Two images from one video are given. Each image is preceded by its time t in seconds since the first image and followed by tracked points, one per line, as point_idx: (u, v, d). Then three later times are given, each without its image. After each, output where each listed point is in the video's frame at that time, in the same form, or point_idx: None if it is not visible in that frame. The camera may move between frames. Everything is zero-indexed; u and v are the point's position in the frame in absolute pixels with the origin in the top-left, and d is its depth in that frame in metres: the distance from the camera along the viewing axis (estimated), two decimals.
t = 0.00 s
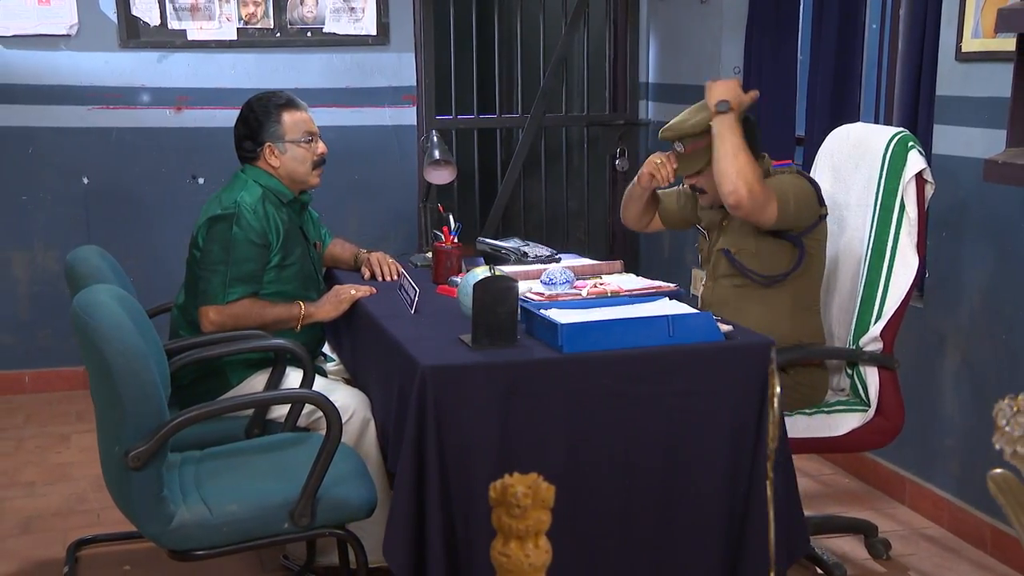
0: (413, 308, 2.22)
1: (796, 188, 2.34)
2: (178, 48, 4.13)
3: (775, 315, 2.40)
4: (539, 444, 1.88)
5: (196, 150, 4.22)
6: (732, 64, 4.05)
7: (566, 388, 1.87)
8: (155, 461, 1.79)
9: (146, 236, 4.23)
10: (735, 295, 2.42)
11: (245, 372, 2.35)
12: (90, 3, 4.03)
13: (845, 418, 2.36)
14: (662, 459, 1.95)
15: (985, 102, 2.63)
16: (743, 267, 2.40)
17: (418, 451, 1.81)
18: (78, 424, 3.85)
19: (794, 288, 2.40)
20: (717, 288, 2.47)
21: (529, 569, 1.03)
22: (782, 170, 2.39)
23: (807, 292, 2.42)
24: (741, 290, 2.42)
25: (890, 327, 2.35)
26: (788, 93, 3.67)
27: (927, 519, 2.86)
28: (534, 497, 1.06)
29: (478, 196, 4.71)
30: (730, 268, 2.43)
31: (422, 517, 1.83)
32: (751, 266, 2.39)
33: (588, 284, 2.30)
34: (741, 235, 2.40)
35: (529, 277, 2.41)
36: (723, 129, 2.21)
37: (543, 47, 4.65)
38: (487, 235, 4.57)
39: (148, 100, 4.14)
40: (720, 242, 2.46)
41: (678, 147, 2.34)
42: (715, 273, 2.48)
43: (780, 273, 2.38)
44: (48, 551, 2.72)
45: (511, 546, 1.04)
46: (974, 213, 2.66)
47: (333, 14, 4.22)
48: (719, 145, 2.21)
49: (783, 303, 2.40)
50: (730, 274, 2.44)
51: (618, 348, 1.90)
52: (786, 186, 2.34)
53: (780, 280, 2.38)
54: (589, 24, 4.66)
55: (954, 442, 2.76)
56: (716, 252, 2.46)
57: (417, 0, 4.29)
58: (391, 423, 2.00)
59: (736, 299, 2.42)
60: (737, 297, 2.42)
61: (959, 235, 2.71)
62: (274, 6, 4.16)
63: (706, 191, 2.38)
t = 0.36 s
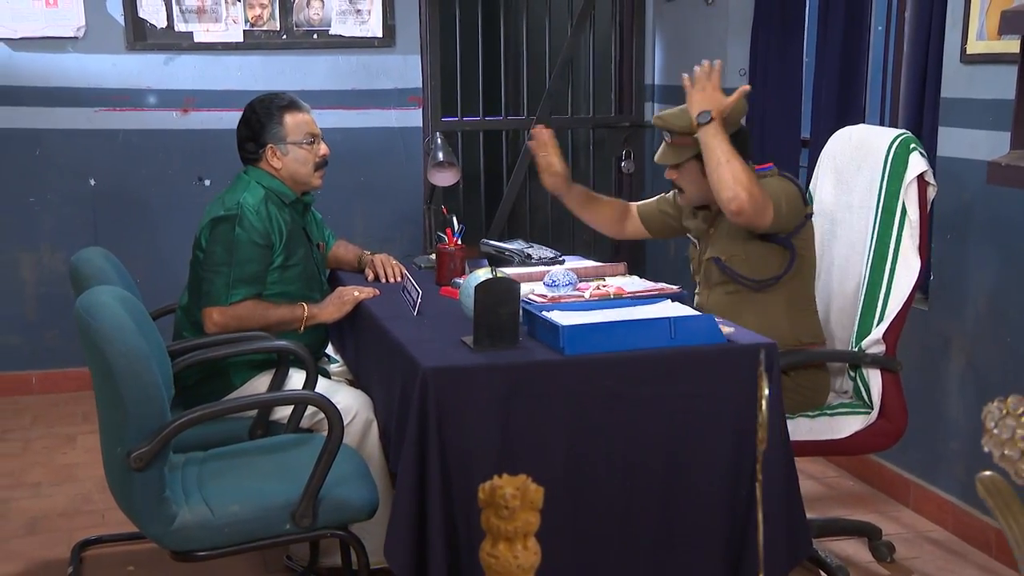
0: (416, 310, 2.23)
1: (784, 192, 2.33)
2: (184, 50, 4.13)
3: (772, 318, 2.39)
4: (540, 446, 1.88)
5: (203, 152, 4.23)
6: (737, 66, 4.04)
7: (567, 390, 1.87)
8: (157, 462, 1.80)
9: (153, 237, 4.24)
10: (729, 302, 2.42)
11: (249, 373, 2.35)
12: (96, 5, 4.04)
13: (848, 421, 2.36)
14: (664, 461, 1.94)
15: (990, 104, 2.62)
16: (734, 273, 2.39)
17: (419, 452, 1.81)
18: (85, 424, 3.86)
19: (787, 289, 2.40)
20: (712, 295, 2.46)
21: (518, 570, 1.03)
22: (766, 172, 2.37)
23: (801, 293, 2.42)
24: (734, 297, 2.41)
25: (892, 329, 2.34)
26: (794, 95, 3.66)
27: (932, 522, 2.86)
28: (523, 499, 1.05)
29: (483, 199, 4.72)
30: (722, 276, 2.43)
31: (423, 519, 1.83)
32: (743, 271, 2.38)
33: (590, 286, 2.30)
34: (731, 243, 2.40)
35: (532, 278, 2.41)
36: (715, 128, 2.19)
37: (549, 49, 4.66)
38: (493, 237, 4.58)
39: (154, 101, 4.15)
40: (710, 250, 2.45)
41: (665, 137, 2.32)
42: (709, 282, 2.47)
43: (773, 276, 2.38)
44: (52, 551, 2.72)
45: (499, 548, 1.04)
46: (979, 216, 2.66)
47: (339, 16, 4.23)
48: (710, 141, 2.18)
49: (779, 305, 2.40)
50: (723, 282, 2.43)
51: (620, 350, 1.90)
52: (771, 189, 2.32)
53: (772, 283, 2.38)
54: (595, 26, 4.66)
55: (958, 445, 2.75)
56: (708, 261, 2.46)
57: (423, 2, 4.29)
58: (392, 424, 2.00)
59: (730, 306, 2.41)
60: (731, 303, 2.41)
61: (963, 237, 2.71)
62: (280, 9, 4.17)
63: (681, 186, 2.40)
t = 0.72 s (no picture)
0: (417, 316, 2.23)
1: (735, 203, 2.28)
2: (190, 57, 4.14)
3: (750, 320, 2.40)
4: (540, 452, 1.88)
5: (209, 159, 4.24)
6: (742, 72, 4.03)
7: (568, 396, 1.87)
8: (157, 468, 1.81)
9: (159, 243, 4.25)
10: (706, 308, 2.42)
11: (251, 379, 2.36)
12: (102, 12, 4.04)
13: (853, 425, 2.36)
14: (665, 467, 1.94)
15: (993, 111, 2.62)
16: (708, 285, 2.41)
17: (419, 459, 1.81)
18: (90, 430, 3.87)
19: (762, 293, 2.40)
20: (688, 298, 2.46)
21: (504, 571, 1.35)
22: (707, 182, 2.35)
23: (777, 289, 2.42)
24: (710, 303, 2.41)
25: (899, 336, 2.35)
26: (798, 101, 3.66)
27: (936, 529, 2.85)
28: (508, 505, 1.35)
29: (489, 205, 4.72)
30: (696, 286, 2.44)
31: (424, 525, 1.83)
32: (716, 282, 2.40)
33: (592, 292, 2.30)
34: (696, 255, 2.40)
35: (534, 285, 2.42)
36: (678, 257, 2.14)
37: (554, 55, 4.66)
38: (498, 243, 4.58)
39: (160, 108, 4.17)
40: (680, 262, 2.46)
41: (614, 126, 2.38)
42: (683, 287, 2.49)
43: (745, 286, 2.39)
44: (56, 557, 2.73)
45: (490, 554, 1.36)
46: (982, 222, 2.65)
47: (344, 23, 4.24)
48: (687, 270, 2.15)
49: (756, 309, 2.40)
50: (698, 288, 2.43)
51: (621, 356, 1.90)
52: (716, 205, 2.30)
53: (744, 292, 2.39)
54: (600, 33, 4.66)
55: (962, 452, 2.75)
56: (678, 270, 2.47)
57: (429, 9, 4.30)
58: (394, 430, 2.00)
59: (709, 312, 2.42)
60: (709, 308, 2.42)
61: (966, 244, 2.70)
62: (286, 16, 4.18)
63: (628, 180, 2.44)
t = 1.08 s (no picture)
0: (425, 341, 2.24)
1: (719, 156, 2.31)
2: (202, 83, 4.17)
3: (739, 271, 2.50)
4: (546, 478, 1.88)
5: (221, 184, 4.26)
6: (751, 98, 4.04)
7: (573, 422, 1.87)
8: (162, 493, 1.81)
9: (171, 268, 4.26)
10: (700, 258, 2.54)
11: (258, 404, 2.36)
12: (116, 39, 4.08)
13: (887, 446, 2.35)
14: (672, 494, 1.94)
15: (999, 137, 2.64)
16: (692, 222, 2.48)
17: (424, 484, 1.81)
18: (100, 454, 3.88)
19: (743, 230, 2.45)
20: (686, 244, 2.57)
21: None
22: (688, 138, 2.37)
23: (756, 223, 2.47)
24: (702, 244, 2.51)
25: (948, 356, 2.32)
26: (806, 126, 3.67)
27: (947, 557, 2.83)
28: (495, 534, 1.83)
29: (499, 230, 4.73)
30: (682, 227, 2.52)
31: (429, 551, 1.82)
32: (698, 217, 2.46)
33: (599, 318, 2.30)
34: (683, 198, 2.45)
35: (541, 309, 2.42)
36: (710, 249, 2.12)
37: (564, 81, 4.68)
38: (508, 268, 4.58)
39: (172, 133, 4.19)
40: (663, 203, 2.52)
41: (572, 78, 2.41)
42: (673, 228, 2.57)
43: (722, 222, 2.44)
44: None
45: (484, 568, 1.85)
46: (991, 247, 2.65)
47: (355, 49, 4.26)
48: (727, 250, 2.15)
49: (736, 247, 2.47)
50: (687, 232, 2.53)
51: (626, 382, 1.90)
52: (700, 163, 2.33)
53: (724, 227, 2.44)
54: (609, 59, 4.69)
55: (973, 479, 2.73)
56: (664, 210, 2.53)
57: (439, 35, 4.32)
58: (400, 456, 2.00)
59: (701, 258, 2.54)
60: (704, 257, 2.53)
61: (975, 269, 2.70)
62: (297, 42, 4.20)
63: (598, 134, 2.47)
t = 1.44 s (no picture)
0: (428, 369, 2.24)
1: (742, 121, 2.39)
2: (210, 111, 4.20)
3: (745, 245, 2.54)
4: (548, 508, 1.88)
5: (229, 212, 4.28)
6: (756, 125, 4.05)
7: (575, 450, 1.87)
8: (165, 522, 1.84)
9: (178, 295, 4.28)
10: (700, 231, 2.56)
11: (262, 431, 2.36)
12: (126, 68, 4.11)
13: (924, 465, 2.39)
14: (675, 523, 1.93)
15: (1003, 165, 2.64)
16: (699, 192, 2.51)
17: (426, 513, 1.81)
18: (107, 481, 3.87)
19: (752, 197, 2.52)
20: (682, 219, 2.59)
21: None
22: (707, 102, 2.43)
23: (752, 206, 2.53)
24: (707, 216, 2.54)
25: (977, 377, 2.40)
26: (812, 153, 3.67)
27: None
28: (487, 562, 1.83)
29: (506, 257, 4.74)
30: (685, 199, 2.54)
31: None
32: (709, 185, 2.50)
33: (603, 345, 2.30)
34: (692, 166, 2.48)
35: (546, 337, 2.42)
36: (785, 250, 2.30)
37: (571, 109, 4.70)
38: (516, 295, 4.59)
39: (181, 162, 4.22)
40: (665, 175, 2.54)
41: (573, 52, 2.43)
42: (670, 203, 2.58)
43: (733, 190, 2.50)
44: None
45: None
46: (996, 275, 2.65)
47: (363, 77, 4.29)
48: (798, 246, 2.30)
49: (744, 216, 2.53)
50: (688, 205, 2.55)
51: (629, 410, 1.90)
52: (724, 127, 2.39)
53: (736, 193, 2.50)
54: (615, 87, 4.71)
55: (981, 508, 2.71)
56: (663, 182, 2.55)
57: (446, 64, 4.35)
58: (402, 483, 2.00)
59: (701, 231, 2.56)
60: (705, 230, 2.56)
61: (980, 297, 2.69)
62: (305, 71, 4.23)
63: (599, 109, 2.47)
